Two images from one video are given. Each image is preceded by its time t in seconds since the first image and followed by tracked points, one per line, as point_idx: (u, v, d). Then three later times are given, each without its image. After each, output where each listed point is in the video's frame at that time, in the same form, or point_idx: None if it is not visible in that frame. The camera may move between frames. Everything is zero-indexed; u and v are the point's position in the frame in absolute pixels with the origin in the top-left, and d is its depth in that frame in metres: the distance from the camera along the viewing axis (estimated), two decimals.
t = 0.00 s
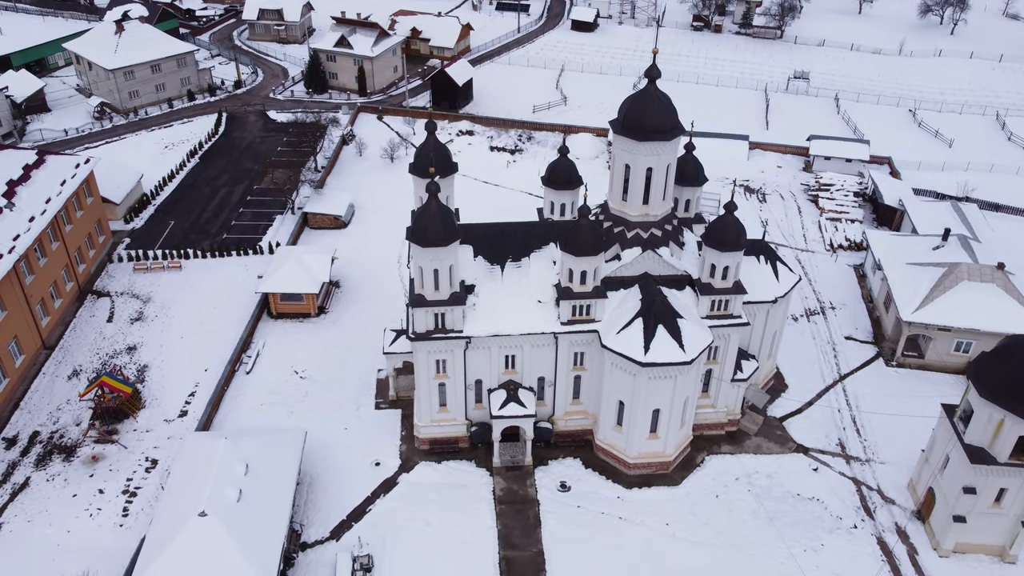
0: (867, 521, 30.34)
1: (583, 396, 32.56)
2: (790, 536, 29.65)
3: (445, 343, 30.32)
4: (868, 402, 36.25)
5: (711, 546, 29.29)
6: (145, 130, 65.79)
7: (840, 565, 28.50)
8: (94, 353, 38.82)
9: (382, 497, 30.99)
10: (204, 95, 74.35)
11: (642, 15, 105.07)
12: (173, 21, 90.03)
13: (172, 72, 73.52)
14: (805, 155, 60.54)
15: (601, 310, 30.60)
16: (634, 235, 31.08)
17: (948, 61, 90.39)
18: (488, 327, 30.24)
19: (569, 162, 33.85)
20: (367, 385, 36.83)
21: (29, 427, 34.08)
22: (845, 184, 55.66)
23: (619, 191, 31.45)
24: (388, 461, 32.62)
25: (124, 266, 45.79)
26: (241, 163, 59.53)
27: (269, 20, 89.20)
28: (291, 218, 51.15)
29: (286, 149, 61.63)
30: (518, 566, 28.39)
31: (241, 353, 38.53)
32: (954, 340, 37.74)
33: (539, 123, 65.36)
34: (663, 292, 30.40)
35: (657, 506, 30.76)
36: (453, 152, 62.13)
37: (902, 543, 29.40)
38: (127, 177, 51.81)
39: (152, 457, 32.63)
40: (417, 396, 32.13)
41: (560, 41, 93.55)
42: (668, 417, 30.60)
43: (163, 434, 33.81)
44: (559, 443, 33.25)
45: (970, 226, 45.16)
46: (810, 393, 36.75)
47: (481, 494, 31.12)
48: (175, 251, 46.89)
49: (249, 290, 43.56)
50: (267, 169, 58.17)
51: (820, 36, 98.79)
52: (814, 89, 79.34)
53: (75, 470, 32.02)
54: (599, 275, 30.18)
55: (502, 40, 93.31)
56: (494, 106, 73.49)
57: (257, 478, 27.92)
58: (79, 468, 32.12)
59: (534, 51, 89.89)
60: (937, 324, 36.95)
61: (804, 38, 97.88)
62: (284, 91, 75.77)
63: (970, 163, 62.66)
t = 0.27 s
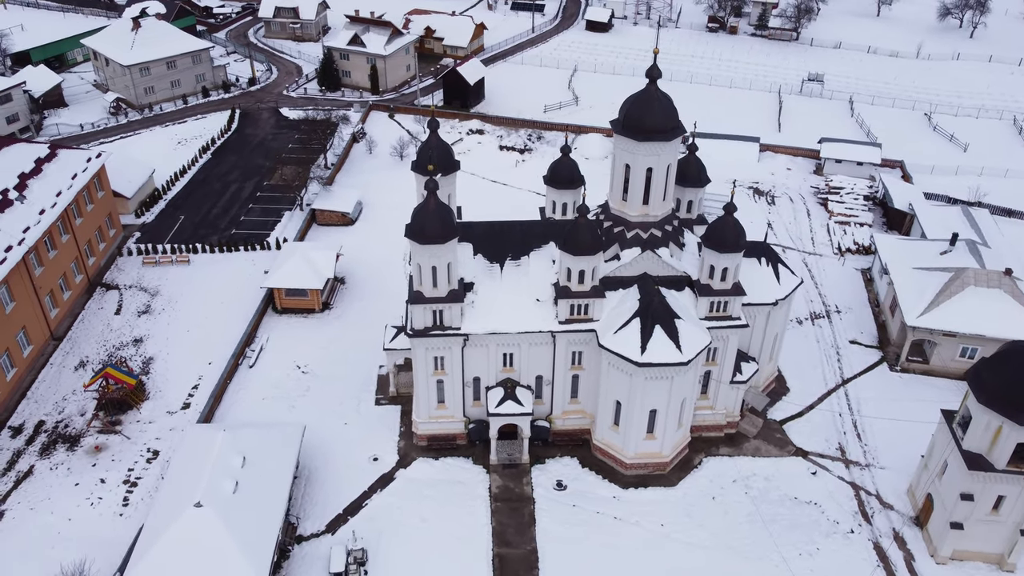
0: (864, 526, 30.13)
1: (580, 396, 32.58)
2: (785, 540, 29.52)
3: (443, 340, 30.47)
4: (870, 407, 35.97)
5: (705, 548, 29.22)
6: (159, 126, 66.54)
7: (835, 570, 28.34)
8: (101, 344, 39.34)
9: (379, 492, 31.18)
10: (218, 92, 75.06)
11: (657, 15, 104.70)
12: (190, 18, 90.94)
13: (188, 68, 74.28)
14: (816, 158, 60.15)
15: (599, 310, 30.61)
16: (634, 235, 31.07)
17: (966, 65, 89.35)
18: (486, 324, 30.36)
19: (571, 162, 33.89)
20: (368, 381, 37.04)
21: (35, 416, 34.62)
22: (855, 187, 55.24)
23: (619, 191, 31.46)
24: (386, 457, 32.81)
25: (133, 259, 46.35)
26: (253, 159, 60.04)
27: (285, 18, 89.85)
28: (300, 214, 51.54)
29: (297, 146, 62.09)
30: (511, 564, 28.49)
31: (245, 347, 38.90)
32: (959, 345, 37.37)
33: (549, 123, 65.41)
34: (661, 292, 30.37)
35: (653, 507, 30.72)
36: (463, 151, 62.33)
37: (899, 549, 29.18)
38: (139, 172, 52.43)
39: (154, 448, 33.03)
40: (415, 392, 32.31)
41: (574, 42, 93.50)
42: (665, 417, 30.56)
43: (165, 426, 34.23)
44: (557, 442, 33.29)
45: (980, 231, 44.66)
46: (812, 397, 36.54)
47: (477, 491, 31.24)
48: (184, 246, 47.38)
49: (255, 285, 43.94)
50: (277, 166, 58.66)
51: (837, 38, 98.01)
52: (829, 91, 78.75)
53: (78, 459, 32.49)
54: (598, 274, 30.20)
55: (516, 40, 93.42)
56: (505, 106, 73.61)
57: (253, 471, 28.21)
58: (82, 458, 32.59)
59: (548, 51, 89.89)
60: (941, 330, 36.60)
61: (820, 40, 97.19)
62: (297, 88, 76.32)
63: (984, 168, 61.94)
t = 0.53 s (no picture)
0: (861, 531, 29.93)
1: (578, 395, 32.60)
2: (780, 543, 29.39)
3: (440, 337, 30.60)
4: (871, 412, 35.69)
5: (699, 549, 29.15)
6: (173, 122, 67.24)
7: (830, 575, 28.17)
8: (108, 337, 39.85)
9: (375, 487, 31.37)
10: (232, 89, 75.75)
11: (673, 16, 104.30)
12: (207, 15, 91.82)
13: (203, 65, 75.01)
14: (827, 161, 59.73)
15: (597, 310, 30.61)
16: (633, 235, 31.05)
17: (985, 69, 88.28)
18: (483, 322, 30.46)
19: (572, 161, 33.92)
20: (369, 378, 37.25)
21: (41, 406, 35.15)
22: (865, 191, 54.80)
23: (619, 191, 31.46)
24: (384, 453, 33.00)
25: (142, 253, 46.89)
26: (263, 156, 60.52)
27: (301, 16, 90.47)
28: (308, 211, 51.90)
29: (308, 143, 62.50)
30: (504, 561, 28.55)
31: (248, 341, 39.25)
32: (964, 351, 37.00)
33: (559, 123, 65.42)
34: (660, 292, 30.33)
35: (648, 508, 30.67)
36: (472, 150, 62.50)
37: (896, 555, 28.95)
38: (150, 167, 53.02)
39: (156, 440, 33.43)
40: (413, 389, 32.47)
41: (588, 42, 93.37)
42: (661, 418, 30.51)
43: (167, 418, 34.63)
44: (555, 441, 33.34)
45: (990, 236, 44.16)
46: (813, 401, 36.32)
47: (473, 488, 31.34)
48: (192, 240, 47.85)
49: (261, 280, 44.31)
50: (287, 162, 59.11)
51: (853, 40, 97.19)
52: (843, 94, 78.12)
53: (81, 449, 32.96)
54: (596, 274, 30.21)
55: (529, 40, 93.47)
56: (516, 106, 73.69)
57: (249, 464, 28.49)
58: (85, 448, 33.05)
59: (561, 51, 89.83)
60: (946, 335, 36.26)
61: (836, 43, 96.43)
62: (311, 86, 76.83)
63: (998, 173, 61.20)
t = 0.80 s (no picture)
0: (858, 536, 29.71)
1: (576, 394, 32.60)
2: (775, 547, 29.24)
3: (438, 334, 30.72)
4: (873, 417, 35.39)
5: (693, 551, 29.07)
6: (187, 118, 67.94)
7: None
8: (115, 329, 40.36)
9: (372, 483, 31.56)
10: (246, 86, 76.42)
11: (688, 17, 103.82)
12: (224, 13, 92.68)
13: (217, 62, 75.73)
14: (838, 164, 59.28)
15: (595, 310, 30.60)
16: (633, 235, 31.03)
17: (1004, 73, 87.11)
18: (481, 320, 30.55)
19: (574, 161, 33.94)
20: (370, 374, 37.46)
21: (47, 396, 35.68)
22: (876, 195, 54.34)
23: (619, 191, 31.45)
24: (382, 449, 33.18)
25: (151, 248, 47.43)
26: (274, 153, 60.99)
27: (316, 15, 91.08)
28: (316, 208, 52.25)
29: (319, 141, 62.90)
30: (497, 559, 28.62)
31: (252, 336, 39.60)
32: (969, 357, 36.60)
33: (570, 123, 65.37)
34: (658, 293, 30.28)
35: (643, 509, 30.62)
36: (482, 149, 62.64)
37: (892, 562, 28.71)
38: (162, 162, 53.59)
39: (158, 431, 33.82)
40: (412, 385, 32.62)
41: (602, 42, 93.20)
42: (658, 419, 30.46)
43: (170, 410, 35.03)
44: (552, 440, 33.38)
45: (1000, 242, 43.64)
46: (814, 405, 36.08)
47: (468, 485, 31.43)
48: (201, 235, 48.33)
49: (267, 276, 44.68)
50: (298, 159, 59.53)
51: (870, 43, 96.33)
52: (858, 97, 77.47)
53: (84, 439, 33.42)
54: (594, 273, 30.21)
55: (543, 40, 93.49)
56: (527, 106, 73.74)
57: (246, 456, 28.76)
58: (88, 438, 33.50)
59: (575, 51, 89.74)
60: (950, 341, 35.89)
61: (853, 45, 95.61)
62: (324, 84, 77.32)
63: (1012, 178, 60.41)
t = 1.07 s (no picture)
0: (854, 542, 29.50)
1: (574, 393, 32.60)
2: (770, 550, 29.12)
3: (436, 331, 30.85)
4: (875, 422, 35.10)
5: (686, 552, 29.02)
6: (202, 114, 68.64)
7: None
8: (122, 321, 40.90)
9: (369, 477, 31.76)
10: (261, 83, 77.08)
11: (705, 18, 103.22)
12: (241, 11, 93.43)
13: (233, 59, 76.46)
14: (850, 167, 58.78)
15: (593, 309, 30.60)
16: (633, 236, 31.02)
17: None
18: (479, 318, 30.65)
19: (576, 160, 33.94)
20: (371, 370, 37.68)
21: (53, 385, 36.24)
22: (887, 199, 53.79)
23: (620, 191, 31.43)
24: (380, 444, 33.39)
25: (161, 241, 47.96)
26: (286, 150, 61.46)
27: (332, 13, 91.64)
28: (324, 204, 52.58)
29: (330, 138, 63.29)
30: (490, 556, 28.71)
31: (257, 330, 39.97)
32: (974, 364, 36.21)
33: (580, 123, 65.31)
34: (657, 293, 30.24)
35: (638, 509, 30.58)
36: (492, 148, 62.76)
37: (887, 568, 28.50)
38: (174, 157, 54.19)
39: (160, 423, 34.22)
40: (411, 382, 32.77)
41: (617, 43, 92.97)
42: (655, 419, 30.42)
43: (173, 402, 35.44)
44: (550, 439, 33.40)
45: (1010, 248, 43.09)
46: (816, 409, 35.83)
47: (465, 482, 31.53)
48: (210, 230, 48.80)
49: (273, 270, 45.05)
50: (308, 156, 59.97)
51: (888, 46, 95.37)
52: (873, 100, 76.74)
53: (88, 429, 33.90)
54: (593, 273, 30.20)
55: (558, 40, 93.43)
56: (539, 106, 73.77)
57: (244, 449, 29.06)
58: (92, 428, 33.99)
59: (589, 52, 89.60)
60: (955, 347, 35.52)
61: (870, 48, 94.69)
62: (338, 82, 77.80)
63: None
